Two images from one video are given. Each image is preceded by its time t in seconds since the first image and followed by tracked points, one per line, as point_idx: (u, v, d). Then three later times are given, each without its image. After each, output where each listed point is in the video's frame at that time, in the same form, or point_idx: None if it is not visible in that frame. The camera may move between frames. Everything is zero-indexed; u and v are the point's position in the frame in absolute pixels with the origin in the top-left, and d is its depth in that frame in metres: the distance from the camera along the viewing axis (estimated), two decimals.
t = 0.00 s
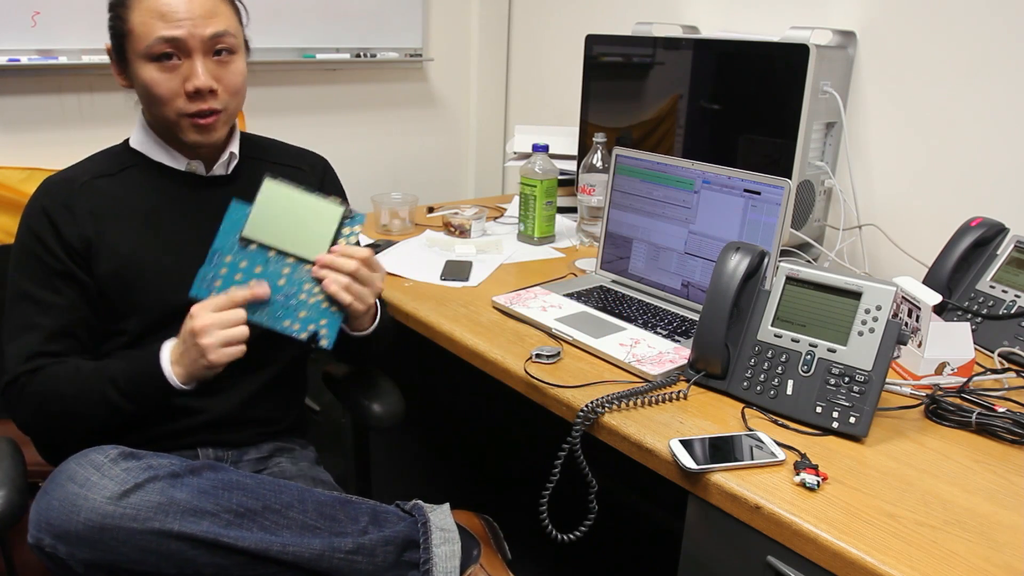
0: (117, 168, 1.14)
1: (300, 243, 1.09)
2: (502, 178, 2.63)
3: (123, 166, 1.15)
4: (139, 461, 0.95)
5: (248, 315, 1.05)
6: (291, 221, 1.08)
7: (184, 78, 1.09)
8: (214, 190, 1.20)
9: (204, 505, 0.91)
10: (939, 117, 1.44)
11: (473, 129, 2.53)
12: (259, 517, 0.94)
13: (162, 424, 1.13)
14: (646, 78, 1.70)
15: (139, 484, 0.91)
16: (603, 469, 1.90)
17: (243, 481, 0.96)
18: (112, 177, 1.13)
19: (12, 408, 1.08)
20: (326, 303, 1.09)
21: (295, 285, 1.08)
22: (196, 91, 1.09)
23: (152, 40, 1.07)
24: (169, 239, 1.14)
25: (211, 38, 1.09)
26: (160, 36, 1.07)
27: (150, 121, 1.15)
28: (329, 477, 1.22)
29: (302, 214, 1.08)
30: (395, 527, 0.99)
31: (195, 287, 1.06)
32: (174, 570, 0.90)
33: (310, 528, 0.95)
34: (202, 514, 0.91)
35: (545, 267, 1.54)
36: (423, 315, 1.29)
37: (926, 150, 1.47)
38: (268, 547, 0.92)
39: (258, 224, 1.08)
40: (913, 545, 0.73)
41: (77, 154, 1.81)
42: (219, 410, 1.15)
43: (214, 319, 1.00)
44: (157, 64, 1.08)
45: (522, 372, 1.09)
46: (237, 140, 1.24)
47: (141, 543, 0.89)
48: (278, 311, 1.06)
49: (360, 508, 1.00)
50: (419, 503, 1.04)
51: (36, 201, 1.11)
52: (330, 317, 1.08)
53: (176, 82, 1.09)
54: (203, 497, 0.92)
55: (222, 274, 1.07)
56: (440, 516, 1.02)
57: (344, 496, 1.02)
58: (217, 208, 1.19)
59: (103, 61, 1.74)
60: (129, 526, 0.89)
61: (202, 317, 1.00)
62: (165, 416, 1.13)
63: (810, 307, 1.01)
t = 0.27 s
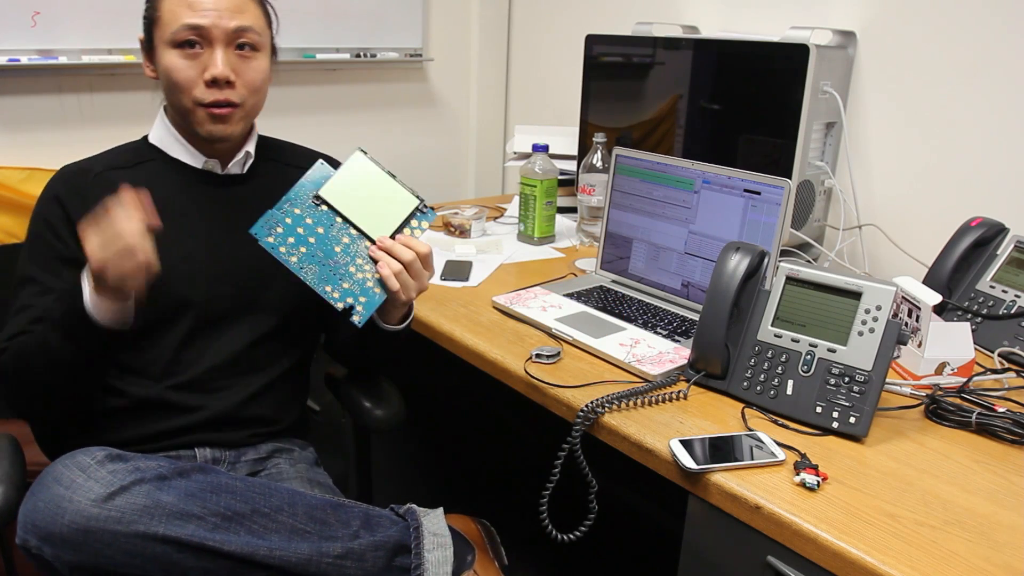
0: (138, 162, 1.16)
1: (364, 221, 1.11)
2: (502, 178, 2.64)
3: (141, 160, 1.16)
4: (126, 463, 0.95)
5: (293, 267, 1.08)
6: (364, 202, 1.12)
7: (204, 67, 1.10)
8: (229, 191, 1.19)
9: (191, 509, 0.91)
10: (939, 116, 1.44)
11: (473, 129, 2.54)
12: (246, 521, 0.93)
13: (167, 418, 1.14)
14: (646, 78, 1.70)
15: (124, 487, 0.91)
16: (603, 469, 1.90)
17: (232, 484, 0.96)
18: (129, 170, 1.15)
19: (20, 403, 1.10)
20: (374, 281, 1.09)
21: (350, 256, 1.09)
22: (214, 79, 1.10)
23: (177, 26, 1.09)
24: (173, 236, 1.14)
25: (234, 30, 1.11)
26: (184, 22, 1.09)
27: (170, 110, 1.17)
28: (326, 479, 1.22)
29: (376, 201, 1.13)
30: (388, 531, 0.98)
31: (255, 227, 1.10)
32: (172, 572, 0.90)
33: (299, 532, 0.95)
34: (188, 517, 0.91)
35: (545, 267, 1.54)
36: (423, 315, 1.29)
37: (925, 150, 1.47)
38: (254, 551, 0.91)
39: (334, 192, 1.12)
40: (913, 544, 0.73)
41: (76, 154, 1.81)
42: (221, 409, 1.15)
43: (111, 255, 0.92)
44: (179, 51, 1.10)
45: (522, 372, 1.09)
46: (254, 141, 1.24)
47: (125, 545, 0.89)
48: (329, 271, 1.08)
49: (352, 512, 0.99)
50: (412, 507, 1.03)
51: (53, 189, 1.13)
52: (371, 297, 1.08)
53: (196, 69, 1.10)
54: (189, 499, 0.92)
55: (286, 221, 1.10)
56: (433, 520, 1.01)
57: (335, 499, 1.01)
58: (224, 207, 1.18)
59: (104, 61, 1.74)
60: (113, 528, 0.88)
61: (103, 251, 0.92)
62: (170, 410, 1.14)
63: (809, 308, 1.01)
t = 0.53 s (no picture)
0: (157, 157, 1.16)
1: (346, 229, 1.11)
2: (502, 178, 2.64)
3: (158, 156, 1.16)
4: (115, 465, 0.94)
5: (281, 290, 1.08)
6: (341, 207, 1.12)
7: (220, 70, 1.11)
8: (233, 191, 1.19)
9: (181, 512, 0.91)
10: (939, 116, 1.44)
11: (473, 128, 2.53)
12: (237, 524, 0.93)
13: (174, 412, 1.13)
14: (646, 78, 1.70)
15: (113, 489, 0.90)
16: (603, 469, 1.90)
17: (223, 487, 0.95)
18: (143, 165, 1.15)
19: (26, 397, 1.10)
20: (362, 288, 1.09)
21: (333, 267, 1.10)
22: (230, 83, 1.11)
23: (194, 29, 1.09)
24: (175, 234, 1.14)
25: (250, 35, 1.11)
26: (201, 26, 1.09)
27: (184, 109, 1.17)
28: (326, 480, 1.22)
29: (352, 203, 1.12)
30: (380, 536, 0.99)
31: (237, 256, 1.09)
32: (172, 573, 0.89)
33: (290, 536, 0.95)
34: (177, 520, 0.90)
35: (545, 267, 1.54)
36: (423, 315, 1.29)
37: (926, 150, 1.47)
38: (244, 555, 0.91)
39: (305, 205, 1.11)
40: (912, 544, 0.73)
41: (76, 154, 1.81)
42: (223, 406, 1.15)
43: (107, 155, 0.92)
44: (196, 53, 1.10)
45: (522, 372, 1.09)
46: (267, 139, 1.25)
47: (113, 548, 0.88)
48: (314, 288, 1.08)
49: (344, 515, 0.99)
50: (406, 511, 1.03)
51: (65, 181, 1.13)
52: (362, 303, 1.08)
53: (212, 73, 1.11)
54: (179, 502, 0.91)
55: (265, 246, 1.09)
56: (427, 525, 1.01)
57: (327, 502, 1.01)
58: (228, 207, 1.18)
59: (104, 61, 1.74)
60: (101, 531, 0.88)
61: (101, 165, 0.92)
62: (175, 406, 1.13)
63: (809, 308, 1.01)
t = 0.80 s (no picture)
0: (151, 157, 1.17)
1: (345, 235, 1.10)
2: (502, 178, 2.63)
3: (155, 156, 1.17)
4: (118, 464, 0.94)
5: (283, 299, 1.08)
6: (338, 210, 1.11)
7: (232, 70, 1.11)
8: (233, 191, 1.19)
9: (183, 511, 0.91)
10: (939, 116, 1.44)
11: (473, 128, 2.53)
12: (239, 524, 0.93)
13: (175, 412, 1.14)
14: (646, 78, 1.70)
15: (116, 488, 0.90)
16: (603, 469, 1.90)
17: (225, 486, 0.95)
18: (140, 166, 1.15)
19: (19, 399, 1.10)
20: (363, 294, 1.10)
21: (334, 274, 1.09)
22: (243, 83, 1.11)
23: (208, 29, 1.09)
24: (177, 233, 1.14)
25: (265, 37, 1.12)
26: (216, 26, 1.09)
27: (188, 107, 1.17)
28: (326, 480, 1.21)
29: (349, 207, 1.11)
30: (383, 535, 0.99)
31: (236, 265, 1.08)
32: (173, 572, 0.89)
33: (292, 536, 0.95)
34: (179, 519, 0.90)
35: (545, 267, 1.54)
36: (422, 315, 1.29)
37: (926, 150, 1.47)
38: (246, 554, 0.91)
39: (302, 209, 1.10)
40: (913, 545, 0.73)
41: (76, 154, 1.81)
42: (223, 407, 1.15)
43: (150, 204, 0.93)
44: (208, 53, 1.10)
45: (522, 372, 1.09)
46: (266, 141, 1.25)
47: (115, 546, 0.88)
48: (315, 295, 1.09)
49: (347, 515, 0.99)
50: (408, 511, 1.03)
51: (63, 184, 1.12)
52: (366, 309, 1.09)
53: (224, 72, 1.11)
54: (182, 501, 0.91)
55: (264, 254, 1.08)
56: (428, 525, 1.02)
57: (330, 501, 1.01)
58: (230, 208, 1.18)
59: (104, 61, 1.74)
60: (104, 529, 0.88)
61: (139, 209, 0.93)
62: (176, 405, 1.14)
63: (809, 308, 1.01)
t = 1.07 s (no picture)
0: (133, 165, 1.14)
1: (310, 296, 1.02)
2: (502, 178, 2.64)
3: (139, 164, 1.15)
4: (123, 462, 0.94)
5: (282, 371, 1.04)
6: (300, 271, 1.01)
7: (244, 74, 1.11)
8: (232, 192, 1.20)
9: (187, 507, 0.91)
10: (939, 117, 1.44)
11: (473, 128, 2.53)
12: (243, 521, 0.93)
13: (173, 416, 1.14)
14: (646, 78, 1.70)
15: (121, 484, 0.91)
16: (603, 469, 1.90)
17: (229, 484, 0.95)
18: (129, 173, 1.14)
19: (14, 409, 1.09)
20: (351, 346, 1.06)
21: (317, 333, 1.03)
22: (258, 86, 1.12)
23: (221, 34, 1.08)
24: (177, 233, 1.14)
25: (271, 40, 1.14)
26: (229, 31, 1.09)
27: (190, 114, 1.15)
28: (326, 480, 1.21)
29: (304, 265, 1.00)
30: (385, 535, 0.98)
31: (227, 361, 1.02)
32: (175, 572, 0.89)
33: (295, 533, 0.95)
34: (183, 516, 0.90)
35: (545, 267, 1.54)
36: (422, 315, 1.29)
37: (926, 150, 1.47)
38: (250, 551, 0.91)
39: (257, 287, 1.00)
40: (914, 544, 0.73)
41: (76, 154, 1.81)
42: (222, 408, 1.16)
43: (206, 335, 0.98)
44: (221, 57, 1.10)
45: (522, 372, 1.09)
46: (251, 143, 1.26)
47: (120, 543, 0.88)
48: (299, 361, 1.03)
49: (349, 514, 0.99)
50: (410, 510, 1.03)
51: (49, 197, 1.11)
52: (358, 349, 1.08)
53: (237, 76, 1.11)
54: (186, 499, 0.91)
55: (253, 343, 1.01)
56: (430, 524, 1.02)
57: (333, 501, 1.01)
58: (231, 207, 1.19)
59: (104, 61, 1.74)
60: (108, 526, 0.88)
61: (192, 327, 0.99)
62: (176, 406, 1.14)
63: (810, 307, 1.01)
